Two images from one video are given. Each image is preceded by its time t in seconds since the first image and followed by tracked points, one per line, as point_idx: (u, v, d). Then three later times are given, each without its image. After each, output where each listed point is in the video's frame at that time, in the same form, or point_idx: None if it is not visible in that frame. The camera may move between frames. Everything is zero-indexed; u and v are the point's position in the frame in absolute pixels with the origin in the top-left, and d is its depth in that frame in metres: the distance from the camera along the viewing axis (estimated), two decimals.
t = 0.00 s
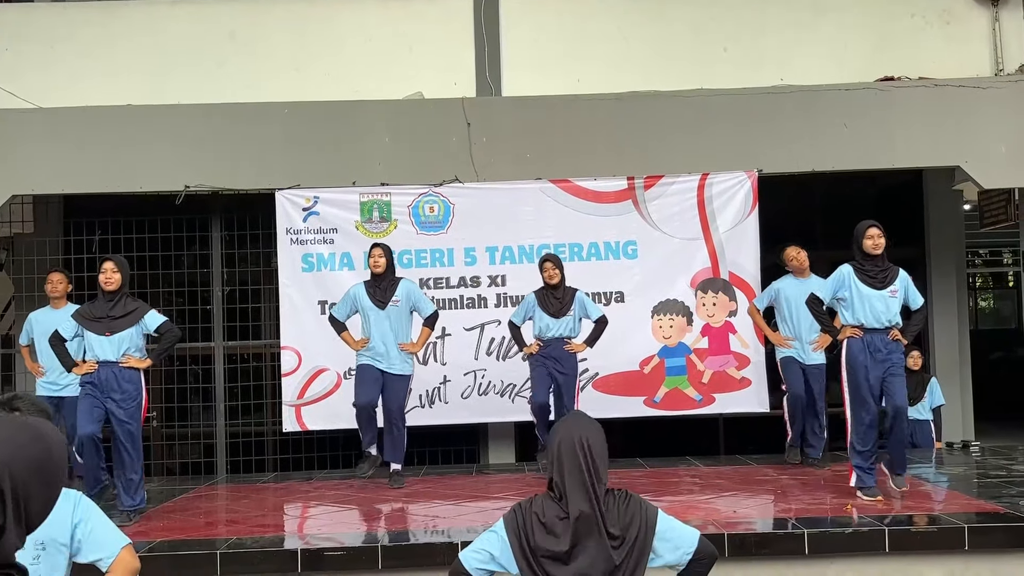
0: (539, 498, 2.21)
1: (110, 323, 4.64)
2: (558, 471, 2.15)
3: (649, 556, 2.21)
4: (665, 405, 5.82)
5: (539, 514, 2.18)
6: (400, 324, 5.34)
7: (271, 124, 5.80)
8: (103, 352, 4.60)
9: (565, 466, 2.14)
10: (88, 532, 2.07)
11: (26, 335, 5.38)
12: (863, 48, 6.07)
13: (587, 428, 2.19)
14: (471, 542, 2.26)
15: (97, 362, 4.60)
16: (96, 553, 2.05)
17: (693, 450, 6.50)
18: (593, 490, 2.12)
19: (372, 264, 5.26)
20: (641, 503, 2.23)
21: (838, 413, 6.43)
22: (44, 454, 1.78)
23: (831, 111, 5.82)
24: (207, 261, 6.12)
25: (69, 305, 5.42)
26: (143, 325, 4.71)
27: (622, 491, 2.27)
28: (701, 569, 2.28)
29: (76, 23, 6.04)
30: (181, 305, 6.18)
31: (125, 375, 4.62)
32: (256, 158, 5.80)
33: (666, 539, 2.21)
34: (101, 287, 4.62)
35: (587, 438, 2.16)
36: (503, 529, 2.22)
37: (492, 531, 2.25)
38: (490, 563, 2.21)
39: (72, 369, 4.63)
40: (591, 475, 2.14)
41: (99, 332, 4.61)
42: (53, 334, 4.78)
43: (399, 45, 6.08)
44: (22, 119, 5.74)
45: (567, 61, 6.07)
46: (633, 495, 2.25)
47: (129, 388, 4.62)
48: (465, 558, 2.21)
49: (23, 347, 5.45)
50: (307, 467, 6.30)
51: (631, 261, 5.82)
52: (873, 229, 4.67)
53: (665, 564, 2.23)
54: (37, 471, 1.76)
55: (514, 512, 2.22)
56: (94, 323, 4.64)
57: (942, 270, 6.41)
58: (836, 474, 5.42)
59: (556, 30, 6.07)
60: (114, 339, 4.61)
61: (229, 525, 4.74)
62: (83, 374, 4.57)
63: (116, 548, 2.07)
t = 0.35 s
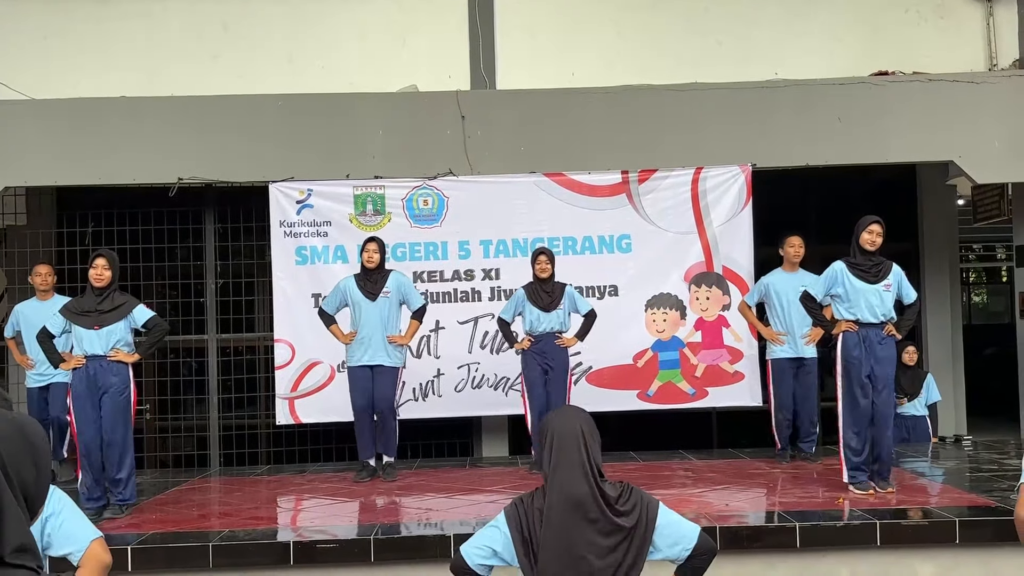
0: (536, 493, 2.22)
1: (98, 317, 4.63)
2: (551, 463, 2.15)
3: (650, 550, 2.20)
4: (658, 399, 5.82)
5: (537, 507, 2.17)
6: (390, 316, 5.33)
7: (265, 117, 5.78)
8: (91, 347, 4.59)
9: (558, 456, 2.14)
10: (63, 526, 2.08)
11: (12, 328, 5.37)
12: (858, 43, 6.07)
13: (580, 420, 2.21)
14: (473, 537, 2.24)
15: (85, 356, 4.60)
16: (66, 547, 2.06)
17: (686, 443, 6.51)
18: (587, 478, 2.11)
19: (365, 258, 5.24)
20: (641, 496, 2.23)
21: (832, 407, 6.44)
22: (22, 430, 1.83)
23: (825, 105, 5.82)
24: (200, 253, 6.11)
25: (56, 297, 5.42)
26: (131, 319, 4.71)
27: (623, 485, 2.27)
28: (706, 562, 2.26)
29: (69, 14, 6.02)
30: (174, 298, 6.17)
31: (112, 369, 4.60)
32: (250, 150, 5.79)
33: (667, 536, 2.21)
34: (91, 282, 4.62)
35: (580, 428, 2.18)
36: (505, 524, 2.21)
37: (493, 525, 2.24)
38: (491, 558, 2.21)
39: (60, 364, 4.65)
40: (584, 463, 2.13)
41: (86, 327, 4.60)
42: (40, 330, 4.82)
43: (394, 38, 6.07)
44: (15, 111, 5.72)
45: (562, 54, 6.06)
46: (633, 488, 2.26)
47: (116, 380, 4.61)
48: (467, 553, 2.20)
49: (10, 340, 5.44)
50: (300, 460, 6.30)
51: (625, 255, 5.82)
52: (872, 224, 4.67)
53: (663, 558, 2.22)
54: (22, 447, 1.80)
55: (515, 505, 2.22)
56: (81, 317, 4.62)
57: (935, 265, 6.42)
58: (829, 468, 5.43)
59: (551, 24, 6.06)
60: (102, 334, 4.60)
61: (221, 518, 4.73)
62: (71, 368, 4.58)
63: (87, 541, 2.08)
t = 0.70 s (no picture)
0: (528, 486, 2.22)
1: (90, 312, 4.64)
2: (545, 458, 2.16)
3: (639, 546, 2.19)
4: (651, 395, 5.84)
5: (528, 501, 2.18)
6: (384, 312, 5.35)
7: (258, 112, 5.77)
8: (82, 340, 4.59)
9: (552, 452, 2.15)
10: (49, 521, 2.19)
11: (12, 323, 5.37)
12: (851, 40, 6.08)
13: (576, 415, 2.23)
14: (463, 528, 2.26)
15: (76, 351, 4.59)
16: (57, 538, 2.16)
17: (679, 439, 6.53)
18: (580, 472, 2.13)
19: (357, 252, 5.28)
20: (632, 494, 2.23)
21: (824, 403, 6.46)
22: (14, 420, 1.74)
23: (818, 102, 5.83)
24: (193, 249, 6.10)
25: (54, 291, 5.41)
26: (122, 314, 4.70)
27: (616, 483, 2.27)
28: (693, 561, 2.23)
29: (62, 9, 6.02)
30: (167, 294, 6.15)
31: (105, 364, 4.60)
32: (243, 146, 5.78)
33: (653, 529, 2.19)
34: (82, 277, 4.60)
35: (577, 424, 2.20)
36: (493, 516, 2.22)
37: (482, 516, 2.25)
38: (479, 548, 2.21)
39: (51, 358, 4.64)
40: (578, 457, 2.15)
41: (78, 322, 4.61)
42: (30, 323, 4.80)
43: (387, 34, 6.06)
44: (7, 105, 5.71)
45: (556, 50, 6.06)
46: (625, 487, 2.26)
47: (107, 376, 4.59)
48: (456, 543, 2.21)
49: (10, 335, 5.46)
50: (294, 455, 6.31)
51: (618, 251, 5.83)
52: (865, 221, 4.68)
53: (652, 554, 2.21)
54: (14, 439, 1.71)
55: (505, 498, 2.23)
56: (73, 312, 4.62)
57: (928, 262, 6.44)
58: (821, 464, 5.44)
59: (544, 20, 6.06)
60: (93, 329, 4.61)
61: (214, 514, 4.73)
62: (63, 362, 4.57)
63: (75, 536, 2.18)
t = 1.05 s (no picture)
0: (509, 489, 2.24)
1: (89, 313, 4.63)
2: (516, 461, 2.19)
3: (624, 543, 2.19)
4: (646, 394, 5.86)
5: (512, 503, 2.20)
6: (382, 313, 5.35)
7: (253, 112, 5.78)
8: (81, 341, 4.59)
9: (521, 454, 2.17)
10: (68, 519, 1.96)
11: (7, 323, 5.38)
12: (845, 41, 6.10)
13: (543, 415, 2.24)
14: (452, 527, 2.26)
15: (74, 352, 4.59)
16: (75, 540, 1.96)
17: (674, 438, 6.54)
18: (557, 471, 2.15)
19: (361, 252, 5.29)
20: (619, 488, 2.23)
21: (818, 403, 6.48)
22: None
23: (812, 103, 5.85)
24: (189, 249, 6.10)
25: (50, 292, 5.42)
26: (120, 316, 4.70)
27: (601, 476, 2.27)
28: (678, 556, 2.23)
29: (57, 9, 6.01)
30: (163, 294, 6.15)
31: (104, 365, 4.61)
32: (238, 146, 5.78)
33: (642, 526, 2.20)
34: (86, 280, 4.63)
35: (543, 423, 2.21)
36: (482, 516, 2.23)
37: (471, 516, 2.26)
38: (468, 548, 2.22)
39: (50, 358, 4.61)
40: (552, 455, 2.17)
41: (77, 322, 4.60)
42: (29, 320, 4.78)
43: (383, 34, 6.06)
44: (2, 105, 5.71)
45: (551, 51, 6.07)
46: (611, 480, 2.25)
47: (108, 378, 4.62)
48: (444, 543, 2.21)
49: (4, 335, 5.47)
50: (290, 455, 6.31)
51: (613, 251, 5.85)
52: (859, 221, 4.69)
53: (637, 550, 2.21)
54: None
55: (494, 500, 2.24)
56: (72, 312, 4.62)
57: (922, 262, 6.46)
58: (815, 463, 5.47)
59: (540, 20, 6.07)
60: (92, 329, 4.60)
61: (210, 513, 4.73)
62: (62, 363, 4.56)
63: (94, 536, 1.99)
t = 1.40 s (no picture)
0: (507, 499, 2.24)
1: (78, 316, 4.63)
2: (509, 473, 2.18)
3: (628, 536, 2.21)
4: (640, 395, 5.88)
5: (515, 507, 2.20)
6: (375, 316, 5.36)
7: (247, 114, 5.78)
8: (67, 343, 4.60)
9: (513, 466, 2.17)
10: (43, 517, 2.01)
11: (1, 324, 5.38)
12: (838, 43, 6.12)
13: (530, 428, 2.24)
14: (455, 535, 2.23)
15: (61, 354, 4.60)
16: (47, 539, 1.99)
17: (668, 440, 6.56)
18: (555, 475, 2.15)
19: (357, 258, 5.27)
20: (618, 482, 2.24)
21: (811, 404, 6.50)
22: None
23: (805, 105, 5.87)
24: (182, 251, 6.11)
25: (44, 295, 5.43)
26: (109, 321, 4.71)
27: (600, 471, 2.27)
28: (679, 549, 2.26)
29: (52, 11, 6.02)
30: (156, 297, 6.16)
31: (89, 368, 4.62)
32: (232, 148, 5.78)
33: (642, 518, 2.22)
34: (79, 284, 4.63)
35: (531, 435, 2.21)
36: (487, 522, 2.23)
37: (472, 522, 2.26)
38: (472, 555, 2.20)
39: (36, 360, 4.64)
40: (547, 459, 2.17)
41: (66, 324, 4.60)
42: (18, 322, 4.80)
43: (377, 37, 6.07)
44: None
45: (544, 53, 6.09)
46: (610, 475, 2.25)
47: (93, 380, 4.62)
48: (449, 551, 2.18)
49: None
50: (283, 457, 6.32)
51: (606, 253, 5.87)
52: (860, 229, 4.71)
53: (640, 542, 2.23)
54: None
55: (498, 504, 2.24)
56: (60, 314, 4.62)
57: (914, 264, 6.48)
58: (807, 464, 5.49)
59: (533, 23, 6.09)
60: (80, 332, 4.61)
61: (203, 515, 4.74)
62: (47, 365, 4.57)
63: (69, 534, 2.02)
